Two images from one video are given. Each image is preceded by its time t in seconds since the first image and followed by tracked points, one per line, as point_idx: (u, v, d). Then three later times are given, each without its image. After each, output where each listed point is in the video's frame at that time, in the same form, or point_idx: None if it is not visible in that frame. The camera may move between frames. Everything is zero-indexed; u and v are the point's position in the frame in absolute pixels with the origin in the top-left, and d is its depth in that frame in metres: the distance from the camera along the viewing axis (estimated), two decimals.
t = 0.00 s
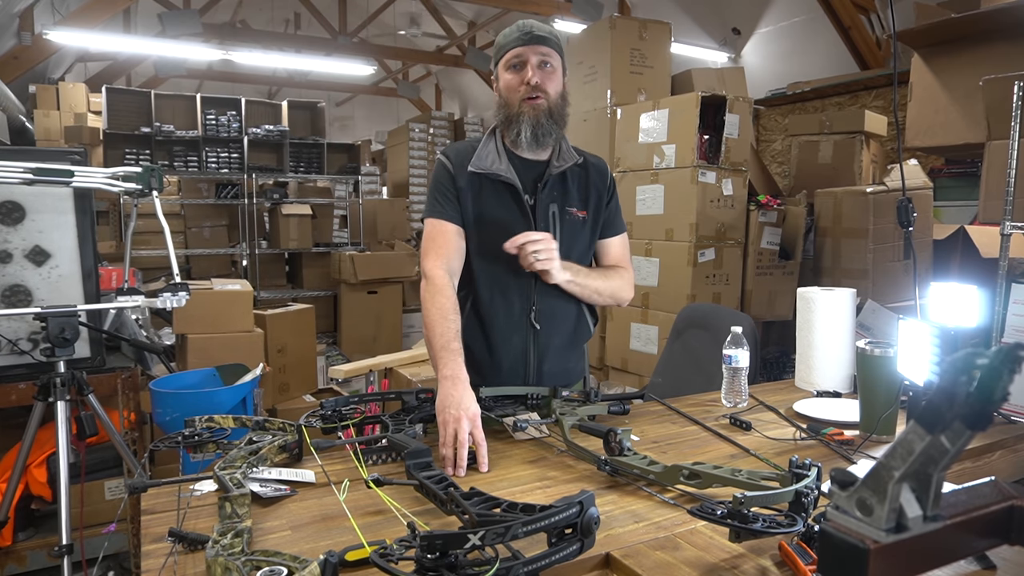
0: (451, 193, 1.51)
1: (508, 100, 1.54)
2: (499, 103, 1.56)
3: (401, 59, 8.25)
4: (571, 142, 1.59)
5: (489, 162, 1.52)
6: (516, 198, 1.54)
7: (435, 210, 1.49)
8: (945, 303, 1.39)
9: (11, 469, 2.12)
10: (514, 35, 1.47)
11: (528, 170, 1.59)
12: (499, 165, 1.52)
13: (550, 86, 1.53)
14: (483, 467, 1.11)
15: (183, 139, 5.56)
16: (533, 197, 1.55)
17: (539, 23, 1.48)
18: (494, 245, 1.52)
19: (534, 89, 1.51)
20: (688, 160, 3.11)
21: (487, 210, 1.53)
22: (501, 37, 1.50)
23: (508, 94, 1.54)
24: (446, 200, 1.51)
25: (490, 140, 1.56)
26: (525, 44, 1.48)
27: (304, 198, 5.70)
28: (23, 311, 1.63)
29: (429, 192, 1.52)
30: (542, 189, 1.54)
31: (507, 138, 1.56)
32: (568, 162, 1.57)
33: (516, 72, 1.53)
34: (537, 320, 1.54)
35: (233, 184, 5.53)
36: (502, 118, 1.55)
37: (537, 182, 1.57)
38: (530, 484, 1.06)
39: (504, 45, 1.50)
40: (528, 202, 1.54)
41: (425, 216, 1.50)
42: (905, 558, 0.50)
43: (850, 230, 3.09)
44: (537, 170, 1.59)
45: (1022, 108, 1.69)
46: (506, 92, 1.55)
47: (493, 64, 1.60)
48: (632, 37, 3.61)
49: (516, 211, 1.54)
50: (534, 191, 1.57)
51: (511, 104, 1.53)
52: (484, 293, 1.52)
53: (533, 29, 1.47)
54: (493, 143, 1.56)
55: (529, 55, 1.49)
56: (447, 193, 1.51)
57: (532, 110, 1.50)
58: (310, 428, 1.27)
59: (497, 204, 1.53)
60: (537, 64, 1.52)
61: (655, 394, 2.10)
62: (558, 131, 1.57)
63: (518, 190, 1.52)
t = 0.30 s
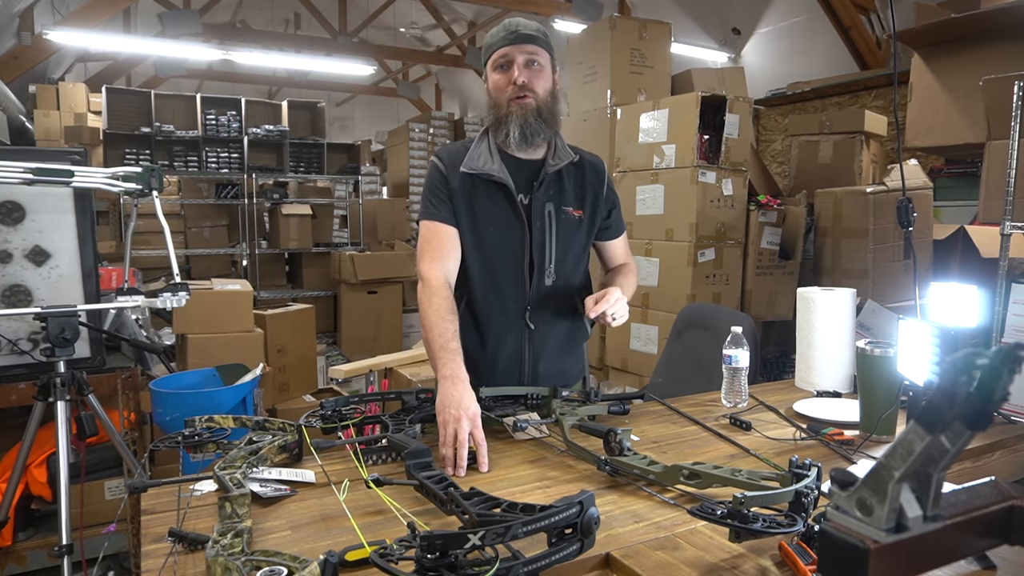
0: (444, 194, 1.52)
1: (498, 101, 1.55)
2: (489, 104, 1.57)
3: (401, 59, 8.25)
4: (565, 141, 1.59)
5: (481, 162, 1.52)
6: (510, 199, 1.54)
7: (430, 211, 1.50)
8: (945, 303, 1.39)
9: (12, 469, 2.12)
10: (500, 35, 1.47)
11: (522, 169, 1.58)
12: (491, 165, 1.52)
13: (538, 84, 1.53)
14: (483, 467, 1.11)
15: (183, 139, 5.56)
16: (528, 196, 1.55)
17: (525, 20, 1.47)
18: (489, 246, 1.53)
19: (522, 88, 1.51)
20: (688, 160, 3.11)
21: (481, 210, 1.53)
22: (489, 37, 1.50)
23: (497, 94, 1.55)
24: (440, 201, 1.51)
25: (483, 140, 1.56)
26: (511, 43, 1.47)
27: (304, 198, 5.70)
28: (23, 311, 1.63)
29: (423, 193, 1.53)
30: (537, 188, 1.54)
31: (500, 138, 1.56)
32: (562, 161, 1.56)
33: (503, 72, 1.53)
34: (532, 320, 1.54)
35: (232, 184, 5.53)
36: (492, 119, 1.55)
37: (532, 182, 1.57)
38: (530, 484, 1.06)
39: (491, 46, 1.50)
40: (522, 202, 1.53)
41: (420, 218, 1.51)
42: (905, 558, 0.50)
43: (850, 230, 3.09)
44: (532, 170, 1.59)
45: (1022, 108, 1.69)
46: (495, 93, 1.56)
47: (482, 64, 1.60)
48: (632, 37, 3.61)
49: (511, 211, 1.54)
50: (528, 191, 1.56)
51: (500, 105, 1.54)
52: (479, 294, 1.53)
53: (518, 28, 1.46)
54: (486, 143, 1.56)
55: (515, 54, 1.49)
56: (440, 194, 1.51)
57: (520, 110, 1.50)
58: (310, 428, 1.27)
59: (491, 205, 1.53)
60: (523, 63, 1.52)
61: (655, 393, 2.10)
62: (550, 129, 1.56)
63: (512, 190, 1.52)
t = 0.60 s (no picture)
0: (443, 194, 1.52)
1: (495, 104, 1.55)
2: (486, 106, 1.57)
3: (401, 60, 8.25)
4: (565, 141, 1.59)
5: (481, 162, 1.52)
6: (509, 199, 1.54)
7: (429, 211, 1.50)
8: (945, 303, 1.39)
9: (11, 469, 2.12)
10: (497, 39, 1.45)
11: (521, 169, 1.58)
12: (491, 164, 1.51)
13: (534, 90, 1.52)
14: (484, 467, 1.11)
15: (183, 139, 5.56)
16: (527, 196, 1.55)
17: (521, 23, 1.45)
18: (488, 246, 1.53)
19: (516, 97, 1.51)
20: (688, 160, 3.11)
21: (481, 211, 1.53)
22: (486, 40, 1.49)
23: (494, 98, 1.54)
24: (439, 201, 1.51)
25: (482, 140, 1.56)
26: (507, 48, 1.46)
27: (304, 198, 5.70)
28: (24, 311, 1.63)
29: (422, 193, 1.53)
30: (536, 188, 1.54)
31: (498, 138, 1.56)
32: (562, 161, 1.56)
33: (499, 77, 1.52)
34: (532, 320, 1.54)
35: (233, 184, 5.53)
36: (490, 121, 1.55)
37: (531, 182, 1.57)
38: (530, 484, 1.06)
39: (487, 49, 1.49)
40: (521, 201, 1.53)
41: (419, 218, 1.51)
42: (905, 558, 0.50)
43: (850, 230, 3.09)
44: (531, 170, 1.59)
45: (1022, 108, 1.69)
46: (492, 96, 1.56)
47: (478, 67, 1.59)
48: (632, 37, 3.61)
49: (510, 210, 1.54)
50: (528, 191, 1.56)
51: (497, 110, 1.54)
52: (479, 294, 1.53)
53: (514, 32, 1.45)
54: (485, 144, 1.56)
55: (510, 60, 1.47)
56: (440, 194, 1.52)
57: (515, 114, 1.50)
58: (310, 428, 1.27)
59: (490, 204, 1.53)
60: (518, 69, 1.50)
61: (655, 394, 2.10)
62: (548, 131, 1.56)
63: (511, 190, 1.52)
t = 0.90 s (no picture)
0: (441, 195, 1.52)
1: (493, 104, 1.55)
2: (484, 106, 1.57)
3: (401, 60, 8.25)
4: (562, 141, 1.58)
5: (478, 163, 1.52)
6: (507, 200, 1.54)
7: (428, 212, 1.51)
8: (945, 303, 1.39)
9: (11, 469, 2.12)
10: (494, 39, 1.45)
11: (519, 170, 1.58)
12: (487, 165, 1.51)
13: (531, 91, 1.52)
14: (483, 467, 1.11)
15: (183, 139, 5.56)
16: (524, 196, 1.55)
17: (517, 23, 1.46)
18: (486, 246, 1.53)
19: (513, 97, 1.50)
20: (688, 160, 3.11)
21: (478, 211, 1.53)
22: (482, 39, 1.50)
23: (491, 99, 1.54)
24: (437, 201, 1.52)
25: (480, 141, 1.57)
26: (504, 48, 1.46)
27: (304, 198, 5.70)
28: (23, 311, 1.63)
29: (420, 194, 1.54)
30: (534, 188, 1.53)
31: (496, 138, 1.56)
32: (560, 161, 1.56)
33: (495, 78, 1.53)
34: (530, 320, 1.54)
35: (233, 184, 5.53)
36: (487, 122, 1.55)
37: (529, 182, 1.57)
38: (529, 484, 1.06)
39: (483, 50, 1.49)
40: (518, 202, 1.53)
41: (418, 219, 1.51)
42: (906, 558, 0.50)
43: (850, 230, 3.09)
44: (529, 170, 1.59)
45: (1022, 108, 1.69)
46: (490, 96, 1.55)
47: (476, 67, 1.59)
48: (632, 37, 3.61)
49: (508, 211, 1.54)
50: (526, 191, 1.56)
51: (493, 111, 1.54)
52: (477, 295, 1.54)
53: (511, 32, 1.45)
54: (483, 144, 1.56)
55: (506, 60, 1.48)
56: (437, 195, 1.52)
57: (512, 114, 1.50)
58: (310, 428, 1.27)
59: (488, 204, 1.53)
60: (515, 70, 1.50)
61: (655, 394, 2.11)
62: (546, 131, 1.56)
63: (508, 190, 1.52)
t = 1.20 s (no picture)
0: (439, 196, 1.52)
1: (492, 102, 1.55)
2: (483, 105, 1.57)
3: (401, 60, 8.26)
4: (561, 140, 1.58)
5: (476, 163, 1.51)
6: (506, 200, 1.54)
7: (427, 213, 1.51)
8: (945, 303, 1.39)
9: (11, 469, 2.12)
10: (494, 37, 1.46)
11: (518, 170, 1.59)
12: (486, 165, 1.51)
13: (531, 87, 1.53)
14: (483, 467, 1.11)
15: (183, 139, 5.56)
16: (523, 197, 1.55)
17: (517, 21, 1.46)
18: (485, 247, 1.53)
19: (514, 92, 1.51)
20: (688, 160, 3.11)
21: (477, 212, 1.53)
22: (482, 37, 1.50)
23: (491, 96, 1.54)
24: (436, 202, 1.52)
25: (478, 140, 1.56)
26: (504, 45, 1.47)
27: (304, 198, 5.70)
28: (23, 311, 1.63)
29: (419, 195, 1.54)
30: (532, 189, 1.53)
31: (494, 138, 1.56)
32: (558, 161, 1.56)
33: (496, 74, 1.53)
34: (530, 320, 1.54)
35: (233, 184, 5.53)
36: (486, 121, 1.55)
37: (527, 182, 1.57)
38: (529, 484, 1.06)
39: (484, 48, 1.49)
40: (517, 202, 1.53)
41: (417, 220, 1.51)
42: (905, 559, 0.50)
43: (850, 230, 3.09)
44: (527, 170, 1.59)
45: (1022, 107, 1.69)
46: (489, 95, 1.55)
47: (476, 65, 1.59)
48: (632, 37, 3.61)
49: (507, 211, 1.54)
50: (524, 191, 1.56)
51: (494, 107, 1.54)
52: (476, 296, 1.54)
53: (511, 29, 1.45)
54: (482, 144, 1.56)
55: (508, 56, 1.48)
56: (436, 196, 1.52)
57: (514, 111, 1.50)
58: (310, 428, 1.27)
59: (487, 205, 1.53)
60: (516, 66, 1.51)
61: (655, 394, 2.11)
62: (545, 130, 1.56)
63: (507, 191, 1.52)
